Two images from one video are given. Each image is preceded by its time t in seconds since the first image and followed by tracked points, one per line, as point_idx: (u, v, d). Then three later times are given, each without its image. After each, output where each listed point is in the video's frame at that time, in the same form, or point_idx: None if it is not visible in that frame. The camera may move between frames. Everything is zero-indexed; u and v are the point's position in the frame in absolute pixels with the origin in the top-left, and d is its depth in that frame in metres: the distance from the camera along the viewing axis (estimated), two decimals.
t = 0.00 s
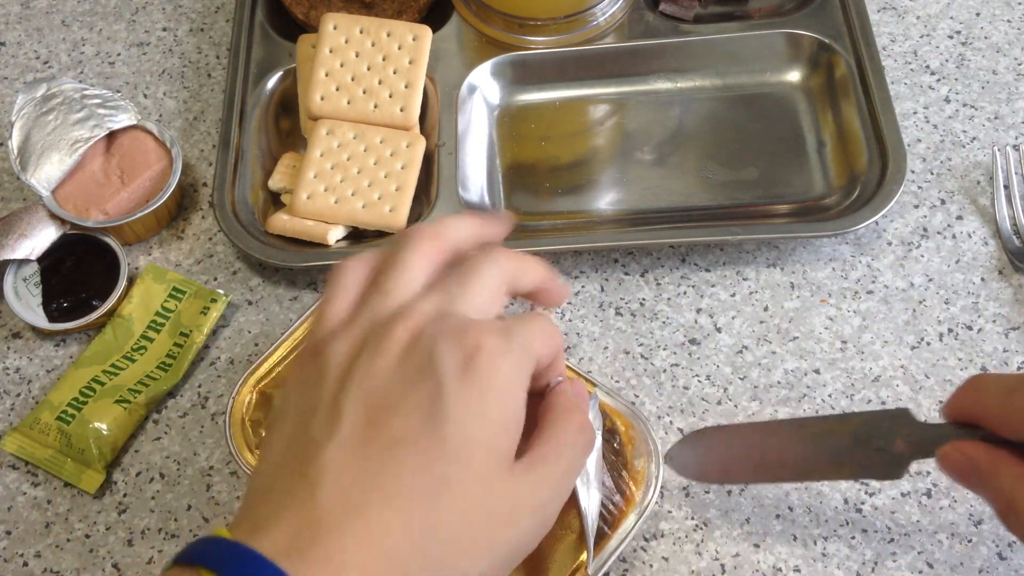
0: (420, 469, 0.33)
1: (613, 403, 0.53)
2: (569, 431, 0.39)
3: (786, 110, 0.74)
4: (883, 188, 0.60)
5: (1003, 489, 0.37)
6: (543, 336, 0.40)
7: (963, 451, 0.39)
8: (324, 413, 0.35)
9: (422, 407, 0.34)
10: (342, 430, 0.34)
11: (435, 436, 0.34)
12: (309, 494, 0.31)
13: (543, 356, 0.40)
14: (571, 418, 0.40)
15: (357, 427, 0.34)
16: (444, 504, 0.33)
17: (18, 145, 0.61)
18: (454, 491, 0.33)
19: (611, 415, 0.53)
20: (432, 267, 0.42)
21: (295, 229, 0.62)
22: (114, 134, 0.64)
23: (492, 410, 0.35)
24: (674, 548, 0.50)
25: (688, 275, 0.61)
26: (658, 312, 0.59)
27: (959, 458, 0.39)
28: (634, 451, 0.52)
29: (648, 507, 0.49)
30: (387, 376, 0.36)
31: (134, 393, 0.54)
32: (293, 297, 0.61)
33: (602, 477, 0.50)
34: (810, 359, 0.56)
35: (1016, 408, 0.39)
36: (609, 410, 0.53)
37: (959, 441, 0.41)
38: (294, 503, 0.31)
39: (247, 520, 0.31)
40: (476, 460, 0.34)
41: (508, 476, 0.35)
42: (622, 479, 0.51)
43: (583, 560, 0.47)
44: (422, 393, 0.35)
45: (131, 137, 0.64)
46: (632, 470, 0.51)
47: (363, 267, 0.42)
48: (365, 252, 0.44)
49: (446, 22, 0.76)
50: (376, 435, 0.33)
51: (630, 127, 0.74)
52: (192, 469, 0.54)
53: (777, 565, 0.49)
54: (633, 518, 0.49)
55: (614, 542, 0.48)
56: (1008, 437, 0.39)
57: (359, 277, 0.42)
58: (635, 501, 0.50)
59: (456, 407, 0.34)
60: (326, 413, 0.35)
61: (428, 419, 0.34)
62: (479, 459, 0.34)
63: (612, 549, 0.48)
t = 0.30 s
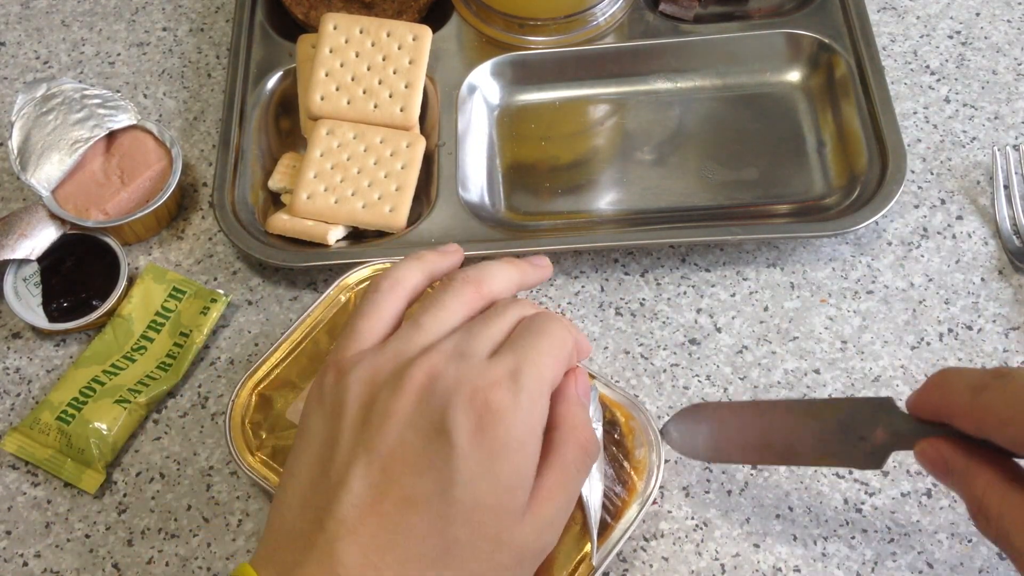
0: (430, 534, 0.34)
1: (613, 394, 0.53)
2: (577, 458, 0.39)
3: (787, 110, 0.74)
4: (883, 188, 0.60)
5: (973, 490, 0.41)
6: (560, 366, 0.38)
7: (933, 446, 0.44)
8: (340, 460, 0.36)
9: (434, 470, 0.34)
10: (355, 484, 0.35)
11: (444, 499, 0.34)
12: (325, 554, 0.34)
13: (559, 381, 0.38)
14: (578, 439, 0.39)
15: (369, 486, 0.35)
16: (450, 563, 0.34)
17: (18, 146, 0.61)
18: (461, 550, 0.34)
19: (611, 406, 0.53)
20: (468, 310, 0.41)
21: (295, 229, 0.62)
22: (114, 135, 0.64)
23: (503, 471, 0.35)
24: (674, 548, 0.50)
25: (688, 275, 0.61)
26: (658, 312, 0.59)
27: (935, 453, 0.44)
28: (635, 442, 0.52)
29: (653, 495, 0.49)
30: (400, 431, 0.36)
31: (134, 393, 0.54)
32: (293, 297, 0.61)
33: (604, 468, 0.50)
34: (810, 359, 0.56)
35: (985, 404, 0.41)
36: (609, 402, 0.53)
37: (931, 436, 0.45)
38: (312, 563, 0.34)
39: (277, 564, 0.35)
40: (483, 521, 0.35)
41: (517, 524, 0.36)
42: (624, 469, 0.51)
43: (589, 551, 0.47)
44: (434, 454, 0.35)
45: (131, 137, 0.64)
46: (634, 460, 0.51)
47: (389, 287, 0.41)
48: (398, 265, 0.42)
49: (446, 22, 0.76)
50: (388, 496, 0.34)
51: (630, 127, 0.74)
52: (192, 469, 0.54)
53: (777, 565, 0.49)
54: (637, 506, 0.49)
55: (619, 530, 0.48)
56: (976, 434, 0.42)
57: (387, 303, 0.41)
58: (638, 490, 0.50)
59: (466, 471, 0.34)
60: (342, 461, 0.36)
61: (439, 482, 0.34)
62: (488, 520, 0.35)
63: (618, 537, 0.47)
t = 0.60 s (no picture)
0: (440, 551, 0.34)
1: (613, 393, 0.53)
2: (583, 468, 0.39)
3: (787, 110, 0.74)
4: (883, 188, 0.60)
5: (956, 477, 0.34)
6: (564, 376, 0.38)
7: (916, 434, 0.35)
8: (347, 475, 0.36)
9: (443, 488, 0.34)
10: (363, 500, 0.35)
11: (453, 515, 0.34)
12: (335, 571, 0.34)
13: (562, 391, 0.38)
14: (584, 448, 0.39)
15: (378, 503, 0.35)
16: None
17: (17, 145, 0.61)
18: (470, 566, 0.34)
19: (611, 404, 0.53)
20: (471, 318, 0.40)
21: (295, 229, 0.62)
22: (114, 135, 0.64)
23: (511, 487, 0.35)
24: (674, 548, 0.50)
25: (688, 275, 0.61)
26: (658, 312, 0.59)
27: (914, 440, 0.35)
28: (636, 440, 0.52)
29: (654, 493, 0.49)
30: (407, 447, 0.35)
31: (134, 393, 0.54)
32: (293, 297, 0.61)
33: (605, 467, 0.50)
34: (809, 359, 0.56)
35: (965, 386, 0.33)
36: (609, 400, 0.53)
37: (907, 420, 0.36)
38: None
39: None
40: (490, 536, 0.35)
41: (525, 538, 0.36)
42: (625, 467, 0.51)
43: (590, 549, 0.47)
44: (441, 471, 0.35)
45: (130, 137, 0.64)
46: (634, 458, 0.51)
47: (389, 292, 0.41)
48: (395, 266, 0.42)
49: (446, 22, 0.76)
50: (397, 512, 0.34)
51: (630, 127, 0.74)
52: (192, 469, 0.54)
53: (777, 565, 0.49)
54: (638, 504, 0.49)
55: (620, 528, 0.48)
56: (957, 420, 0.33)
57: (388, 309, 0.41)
58: (639, 487, 0.50)
59: (475, 488, 0.34)
60: (350, 477, 0.36)
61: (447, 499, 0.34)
62: (497, 534, 0.35)
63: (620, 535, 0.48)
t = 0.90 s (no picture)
0: (441, 543, 0.33)
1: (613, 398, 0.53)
2: (582, 463, 0.38)
3: (787, 110, 0.74)
4: (883, 188, 0.60)
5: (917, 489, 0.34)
6: (562, 371, 0.38)
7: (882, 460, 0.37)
8: (346, 471, 0.35)
9: (443, 478, 0.34)
10: (363, 494, 0.34)
11: (453, 505, 0.33)
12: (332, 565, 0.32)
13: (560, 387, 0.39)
14: (583, 443, 0.39)
15: (377, 496, 0.34)
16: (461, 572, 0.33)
17: (17, 145, 0.61)
18: (472, 559, 0.33)
19: (611, 410, 0.53)
20: (469, 317, 0.41)
21: (295, 229, 0.62)
22: (114, 135, 0.64)
23: (512, 477, 0.35)
24: (674, 548, 0.50)
25: (688, 275, 0.61)
26: (658, 312, 0.59)
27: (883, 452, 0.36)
28: (634, 445, 0.52)
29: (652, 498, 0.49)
30: (406, 440, 0.35)
31: (134, 393, 0.54)
32: (293, 297, 0.61)
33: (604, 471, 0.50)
34: (810, 359, 0.56)
35: (904, 397, 0.33)
36: (608, 406, 0.53)
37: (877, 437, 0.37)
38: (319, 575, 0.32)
39: None
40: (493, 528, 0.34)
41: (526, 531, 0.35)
42: (624, 471, 0.51)
43: (588, 552, 0.47)
44: (441, 460, 0.34)
45: (131, 137, 0.64)
46: (633, 464, 0.51)
47: (385, 292, 0.41)
48: (388, 267, 0.42)
49: (446, 22, 0.76)
50: (397, 503, 0.34)
51: (630, 127, 0.74)
52: (192, 469, 0.54)
53: (777, 565, 0.49)
54: (636, 509, 0.49)
55: (618, 532, 0.48)
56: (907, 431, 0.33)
57: (384, 309, 0.41)
58: (637, 493, 0.50)
59: (475, 477, 0.34)
60: (349, 473, 0.35)
61: (448, 489, 0.34)
62: (499, 525, 0.34)
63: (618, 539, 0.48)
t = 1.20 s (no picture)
0: (429, 537, 0.33)
1: (594, 393, 0.53)
2: (572, 456, 0.38)
3: (787, 110, 0.74)
4: (883, 188, 0.60)
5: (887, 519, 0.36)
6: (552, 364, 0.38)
7: (851, 478, 0.38)
8: (338, 467, 0.35)
9: (431, 473, 0.34)
10: (352, 490, 0.34)
11: (442, 499, 0.33)
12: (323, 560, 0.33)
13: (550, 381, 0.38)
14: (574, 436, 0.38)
15: (366, 491, 0.34)
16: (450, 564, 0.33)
17: (17, 146, 0.61)
18: (461, 552, 0.33)
19: (594, 406, 0.53)
20: (457, 313, 0.40)
21: (295, 229, 0.62)
22: (114, 135, 0.64)
23: (501, 471, 0.34)
24: (674, 548, 0.50)
25: (688, 275, 0.61)
26: (658, 312, 0.59)
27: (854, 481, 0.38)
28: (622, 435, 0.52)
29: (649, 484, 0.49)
30: (395, 434, 0.35)
31: (134, 393, 0.54)
32: (293, 297, 0.61)
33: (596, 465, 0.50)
34: (809, 359, 0.56)
35: (875, 432, 0.32)
36: (592, 402, 0.53)
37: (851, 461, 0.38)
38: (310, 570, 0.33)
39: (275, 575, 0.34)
40: (481, 522, 0.34)
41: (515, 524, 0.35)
42: (618, 464, 0.51)
43: (595, 547, 0.48)
44: (429, 455, 0.34)
45: (131, 137, 0.64)
46: (623, 454, 0.51)
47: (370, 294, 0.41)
48: (374, 270, 0.42)
49: (446, 22, 0.76)
50: (385, 497, 0.34)
51: (630, 127, 0.74)
52: (192, 470, 0.54)
53: (777, 565, 0.49)
54: (636, 497, 0.49)
55: (621, 522, 0.48)
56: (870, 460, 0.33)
57: (370, 311, 0.41)
58: (633, 482, 0.50)
59: (463, 471, 0.34)
60: (340, 469, 0.35)
61: (436, 484, 0.34)
62: (487, 518, 0.34)
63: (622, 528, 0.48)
